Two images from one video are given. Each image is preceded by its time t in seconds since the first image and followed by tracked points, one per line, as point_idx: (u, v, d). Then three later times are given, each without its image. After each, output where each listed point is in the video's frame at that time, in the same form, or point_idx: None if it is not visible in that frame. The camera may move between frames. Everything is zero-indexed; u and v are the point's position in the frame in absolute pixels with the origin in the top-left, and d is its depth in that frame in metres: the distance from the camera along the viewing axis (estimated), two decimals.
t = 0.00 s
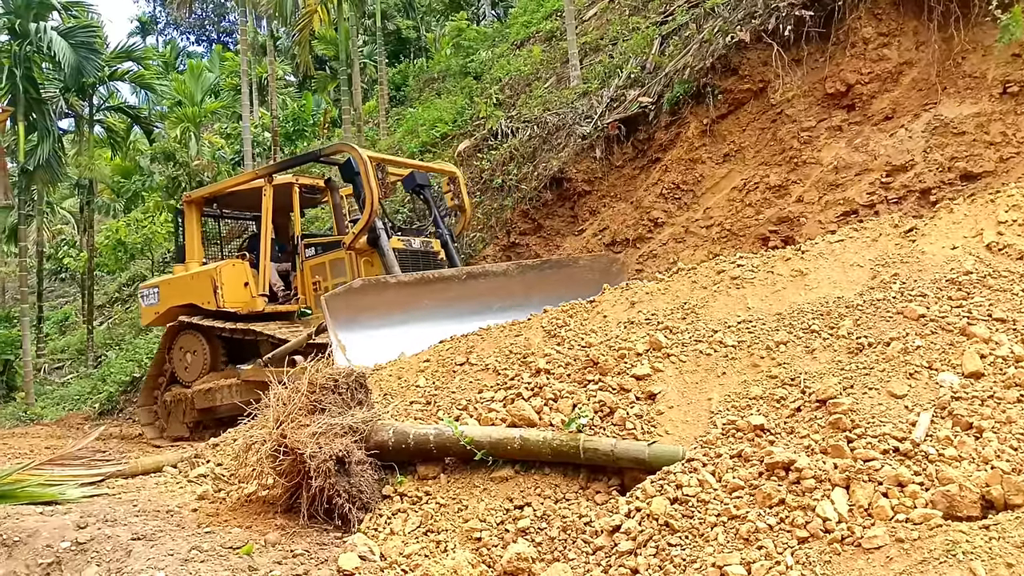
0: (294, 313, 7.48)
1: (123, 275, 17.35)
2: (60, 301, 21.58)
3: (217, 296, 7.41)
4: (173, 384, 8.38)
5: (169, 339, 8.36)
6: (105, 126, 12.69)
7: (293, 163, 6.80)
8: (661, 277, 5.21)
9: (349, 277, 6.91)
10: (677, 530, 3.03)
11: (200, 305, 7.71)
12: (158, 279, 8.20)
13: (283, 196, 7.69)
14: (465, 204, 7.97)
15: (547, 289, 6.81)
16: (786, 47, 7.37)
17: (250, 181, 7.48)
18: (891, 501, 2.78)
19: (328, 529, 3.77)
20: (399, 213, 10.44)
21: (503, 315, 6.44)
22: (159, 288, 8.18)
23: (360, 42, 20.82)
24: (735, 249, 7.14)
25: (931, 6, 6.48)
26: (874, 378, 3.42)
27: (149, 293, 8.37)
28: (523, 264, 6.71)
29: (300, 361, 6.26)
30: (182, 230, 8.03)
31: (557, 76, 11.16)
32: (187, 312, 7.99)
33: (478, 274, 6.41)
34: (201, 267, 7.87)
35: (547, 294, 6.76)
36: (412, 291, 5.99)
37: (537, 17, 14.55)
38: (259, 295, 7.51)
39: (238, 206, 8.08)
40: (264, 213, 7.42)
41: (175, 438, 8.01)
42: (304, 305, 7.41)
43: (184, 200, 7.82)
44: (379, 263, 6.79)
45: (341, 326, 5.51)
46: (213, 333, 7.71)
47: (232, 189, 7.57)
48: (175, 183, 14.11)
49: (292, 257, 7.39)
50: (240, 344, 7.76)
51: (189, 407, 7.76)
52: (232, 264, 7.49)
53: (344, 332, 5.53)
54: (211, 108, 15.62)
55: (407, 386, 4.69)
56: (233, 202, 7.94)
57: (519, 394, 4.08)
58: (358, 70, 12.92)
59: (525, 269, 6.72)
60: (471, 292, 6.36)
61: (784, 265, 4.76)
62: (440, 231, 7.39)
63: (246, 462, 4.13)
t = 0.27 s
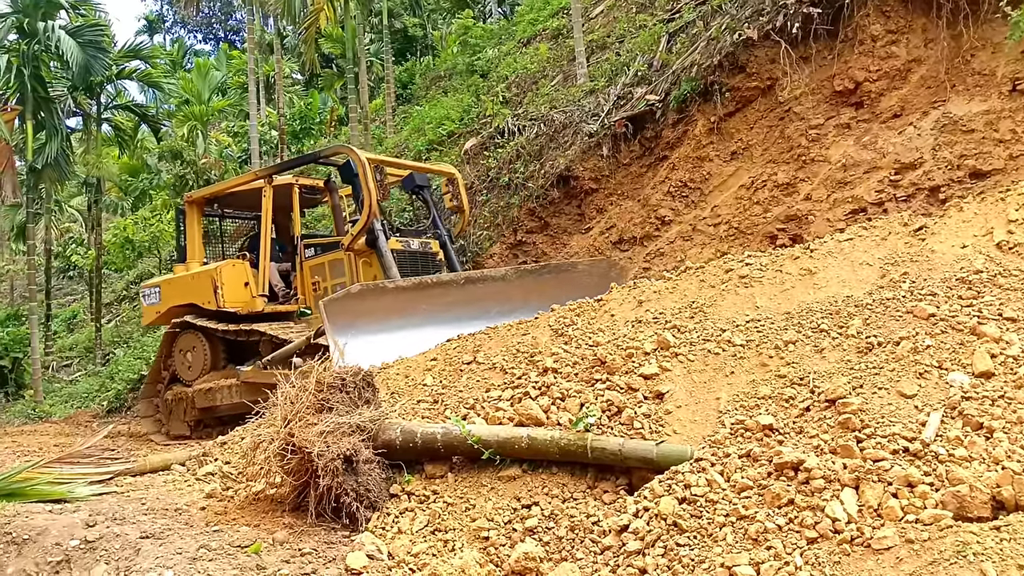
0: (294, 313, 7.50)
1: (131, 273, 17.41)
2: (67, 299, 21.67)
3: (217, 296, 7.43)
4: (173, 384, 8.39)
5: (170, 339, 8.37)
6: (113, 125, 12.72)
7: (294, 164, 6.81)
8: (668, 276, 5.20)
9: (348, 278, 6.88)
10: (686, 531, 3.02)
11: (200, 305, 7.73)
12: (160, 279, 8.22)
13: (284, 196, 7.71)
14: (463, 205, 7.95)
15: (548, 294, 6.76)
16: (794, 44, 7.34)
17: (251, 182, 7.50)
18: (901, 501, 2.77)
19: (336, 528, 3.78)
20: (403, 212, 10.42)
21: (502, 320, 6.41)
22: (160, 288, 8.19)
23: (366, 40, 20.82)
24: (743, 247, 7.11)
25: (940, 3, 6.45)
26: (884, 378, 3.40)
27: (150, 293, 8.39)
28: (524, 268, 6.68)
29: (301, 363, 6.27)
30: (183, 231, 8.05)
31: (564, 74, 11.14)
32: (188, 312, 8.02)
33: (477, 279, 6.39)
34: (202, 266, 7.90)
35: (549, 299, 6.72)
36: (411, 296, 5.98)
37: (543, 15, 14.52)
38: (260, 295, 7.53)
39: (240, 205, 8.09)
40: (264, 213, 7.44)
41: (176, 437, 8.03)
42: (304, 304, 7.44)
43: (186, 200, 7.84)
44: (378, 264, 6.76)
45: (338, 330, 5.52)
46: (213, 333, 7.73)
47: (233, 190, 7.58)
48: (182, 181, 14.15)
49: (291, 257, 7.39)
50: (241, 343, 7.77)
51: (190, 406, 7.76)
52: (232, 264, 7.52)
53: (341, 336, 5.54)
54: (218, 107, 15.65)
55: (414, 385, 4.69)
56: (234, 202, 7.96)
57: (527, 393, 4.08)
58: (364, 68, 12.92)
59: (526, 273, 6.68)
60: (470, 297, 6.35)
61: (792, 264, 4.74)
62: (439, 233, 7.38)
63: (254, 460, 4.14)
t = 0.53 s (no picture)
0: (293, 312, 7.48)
1: (134, 272, 17.43)
2: (70, 298, 21.70)
3: (216, 297, 7.41)
4: (173, 383, 8.38)
5: (169, 338, 8.36)
6: (115, 124, 12.73)
7: (290, 165, 6.78)
8: (671, 275, 5.17)
9: (346, 278, 6.88)
10: (689, 531, 3.01)
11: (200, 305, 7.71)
12: (159, 280, 8.21)
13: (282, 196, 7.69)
14: (461, 205, 7.93)
15: (546, 295, 6.75)
16: (797, 42, 7.31)
17: (248, 182, 7.47)
18: (905, 501, 2.75)
19: (338, 528, 3.77)
20: (404, 212, 10.41)
21: (500, 322, 6.40)
22: (160, 288, 8.19)
23: (369, 39, 20.80)
24: (746, 246, 7.09)
25: None
26: (889, 377, 3.38)
27: (150, 293, 8.38)
28: (521, 270, 6.67)
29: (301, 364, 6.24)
30: (182, 231, 8.02)
31: (566, 72, 11.12)
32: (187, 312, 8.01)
33: (475, 281, 6.38)
34: (201, 267, 7.87)
35: (546, 300, 6.70)
36: (408, 298, 5.97)
37: (546, 13, 14.49)
38: (259, 295, 7.48)
39: (238, 206, 8.08)
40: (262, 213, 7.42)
41: (176, 436, 8.05)
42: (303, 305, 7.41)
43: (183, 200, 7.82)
44: (375, 264, 6.76)
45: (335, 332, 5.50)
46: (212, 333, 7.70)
47: (230, 190, 7.56)
48: (185, 181, 14.15)
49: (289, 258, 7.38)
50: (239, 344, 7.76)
51: (190, 406, 7.77)
52: (230, 265, 7.48)
53: (338, 338, 5.53)
54: (220, 105, 15.65)
55: (416, 385, 4.68)
56: (231, 202, 7.93)
57: (529, 393, 4.06)
58: (366, 66, 12.90)
59: (524, 275, 6.67)
60: (468, 299, 6.34)
61: (796, 263, 4.72)
62: (437, 233, 7.38)
63: (256, 460, 4.14)
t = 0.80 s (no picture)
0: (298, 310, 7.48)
1: (134, 269, 17.42)
2: (71, 296, 21.68)
3: (221, 294, 7.35)
4: (178, 381, 8.39)
5: (174, 337, 8.36)
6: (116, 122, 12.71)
7: (296, 162, 6.77)
8: (672, 274, 5.16)
9: (352, 275, 6.91)
10: (690, 531, 2.99)
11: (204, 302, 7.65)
12: (162, 277, 8.16)
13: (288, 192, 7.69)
14: (468, 201, 7.91)
15: (555, 293, 6.72)
16: (799, 40, 7.30)
17: (253, 178, 7.47)
18: (908, 501, 2.74)
19: (338, 527, 3.75)
20: (406, 210, 10.41)
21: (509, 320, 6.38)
22: (163, 285, 8.14)
23: (369, 37, 20.77)
24: (747, 244, 7.07)
25: None
26: (891, 377, 3.37)
27: (153, 291, 8.34)
28: (530, 268, 6.65)
29: (304, 362, 6.20)
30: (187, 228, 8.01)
31: (567, 70, 11.10)
32: (193, 309, 7.96)
33: (484, 279, 6.37)
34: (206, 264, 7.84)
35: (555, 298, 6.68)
36: (417, 296, 5.97)
37: (547, 12, 14.47)
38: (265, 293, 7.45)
39: (243, 202, 8.12)
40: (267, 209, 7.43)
41: (179, 434, 8.04)
42: (308, 302, 7.41)
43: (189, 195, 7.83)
44: (381, 262, 6.78)
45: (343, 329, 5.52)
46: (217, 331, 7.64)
47: (236, 186, 7.57)
48: (185, 179, 14.13)
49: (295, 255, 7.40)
50: (245, 343, 7.77)
51: (194, 403, 7.77)
52: (236, 262, 7.43)
53: (345, 335, 5.54)
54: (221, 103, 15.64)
55: (417, 383, 4.67)
56: (237, 197, 7.94)
57: (530, 391, 4.05)
58: (367, 64, 12.88)
59: (532, 273, 6.65)
60: (476, 297, 6.32)
61: (797, 262, 4.70)
62: (443, 229, 7.37)
63: (256, 458, 4.13)
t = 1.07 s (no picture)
0: (304, 309, 7.47)
1: (133, 270, 17.42)
2: (70, 296, 21.67)
3: (226, 292, 7.34)
4: (184, 381, 8.40)
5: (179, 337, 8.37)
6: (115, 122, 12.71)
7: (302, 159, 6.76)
8: (671, 273, 5.15)
9: (359, 272, 6.95)
10: (688, 530, 2.99)
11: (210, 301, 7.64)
12: (168, 275, 8.18)
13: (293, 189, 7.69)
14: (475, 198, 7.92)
15: (558, 291, 6.74)
16: (798, 39, 7.29)
17: (259, 176, 7.47)
18: (907, 501, 2.73)
19: (336, 527, 3.74)
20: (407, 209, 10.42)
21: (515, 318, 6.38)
22: (169, 284, 8.15)
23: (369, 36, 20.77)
24: (746, 244, 7.06)
25: None
26: (890, 376, 3.36)
27: (159, 289, 8.35)
28: (534, 266, 6.67)
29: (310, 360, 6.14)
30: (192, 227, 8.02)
31: (566, 70, 11.09)
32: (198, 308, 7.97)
33: (490, 277, 6.37)
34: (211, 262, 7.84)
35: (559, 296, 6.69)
36: (424, 294, 5.94)
37: (546, 11, 14.46)
38: (271, 291, 7.46)
39: (248, 200, 8.11)
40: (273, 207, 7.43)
41: (184, 434, 8.04)
42: (315, 300, 7.42)
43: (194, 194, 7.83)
44: (388, 259, 6.80)
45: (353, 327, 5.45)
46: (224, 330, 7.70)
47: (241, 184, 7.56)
48: (184, 179, 14.11)
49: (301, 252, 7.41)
50: (251, 342, 7.79)
51: (200, 403, 7.78)
52: (241, 260, 7.44)
53: (355, 333, 5.47)
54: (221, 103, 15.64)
55: (416, 383, 4.66)
56: (242, 195, 7.94)
57: (528, 391, 4.05)
58: (366, 64, 12.87)
59: (537, 272, 6.66)
60: (483, 295, 6.31)
61: (796, 261, 4.69)
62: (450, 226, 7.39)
63: (254, 458, 4.12)
